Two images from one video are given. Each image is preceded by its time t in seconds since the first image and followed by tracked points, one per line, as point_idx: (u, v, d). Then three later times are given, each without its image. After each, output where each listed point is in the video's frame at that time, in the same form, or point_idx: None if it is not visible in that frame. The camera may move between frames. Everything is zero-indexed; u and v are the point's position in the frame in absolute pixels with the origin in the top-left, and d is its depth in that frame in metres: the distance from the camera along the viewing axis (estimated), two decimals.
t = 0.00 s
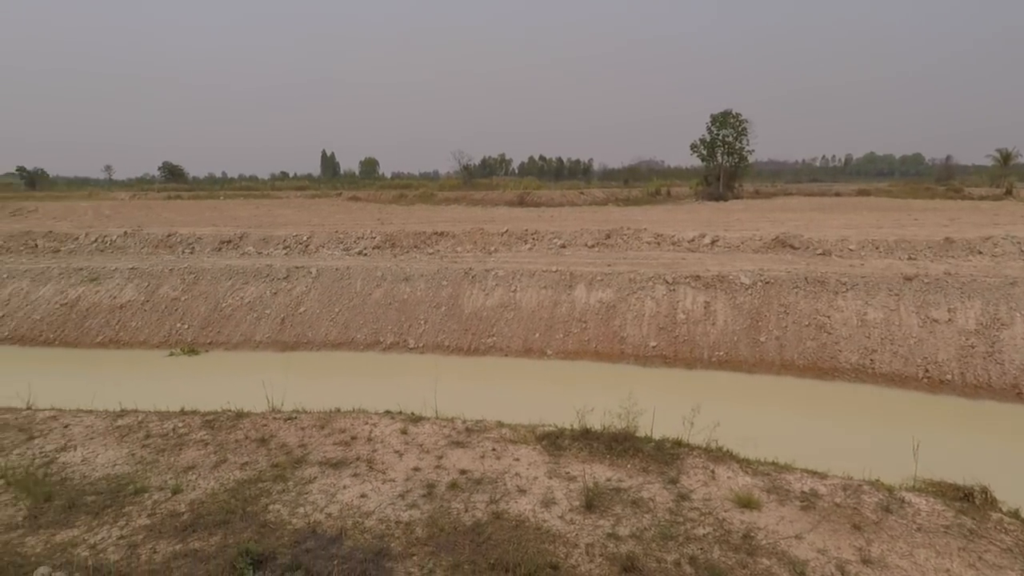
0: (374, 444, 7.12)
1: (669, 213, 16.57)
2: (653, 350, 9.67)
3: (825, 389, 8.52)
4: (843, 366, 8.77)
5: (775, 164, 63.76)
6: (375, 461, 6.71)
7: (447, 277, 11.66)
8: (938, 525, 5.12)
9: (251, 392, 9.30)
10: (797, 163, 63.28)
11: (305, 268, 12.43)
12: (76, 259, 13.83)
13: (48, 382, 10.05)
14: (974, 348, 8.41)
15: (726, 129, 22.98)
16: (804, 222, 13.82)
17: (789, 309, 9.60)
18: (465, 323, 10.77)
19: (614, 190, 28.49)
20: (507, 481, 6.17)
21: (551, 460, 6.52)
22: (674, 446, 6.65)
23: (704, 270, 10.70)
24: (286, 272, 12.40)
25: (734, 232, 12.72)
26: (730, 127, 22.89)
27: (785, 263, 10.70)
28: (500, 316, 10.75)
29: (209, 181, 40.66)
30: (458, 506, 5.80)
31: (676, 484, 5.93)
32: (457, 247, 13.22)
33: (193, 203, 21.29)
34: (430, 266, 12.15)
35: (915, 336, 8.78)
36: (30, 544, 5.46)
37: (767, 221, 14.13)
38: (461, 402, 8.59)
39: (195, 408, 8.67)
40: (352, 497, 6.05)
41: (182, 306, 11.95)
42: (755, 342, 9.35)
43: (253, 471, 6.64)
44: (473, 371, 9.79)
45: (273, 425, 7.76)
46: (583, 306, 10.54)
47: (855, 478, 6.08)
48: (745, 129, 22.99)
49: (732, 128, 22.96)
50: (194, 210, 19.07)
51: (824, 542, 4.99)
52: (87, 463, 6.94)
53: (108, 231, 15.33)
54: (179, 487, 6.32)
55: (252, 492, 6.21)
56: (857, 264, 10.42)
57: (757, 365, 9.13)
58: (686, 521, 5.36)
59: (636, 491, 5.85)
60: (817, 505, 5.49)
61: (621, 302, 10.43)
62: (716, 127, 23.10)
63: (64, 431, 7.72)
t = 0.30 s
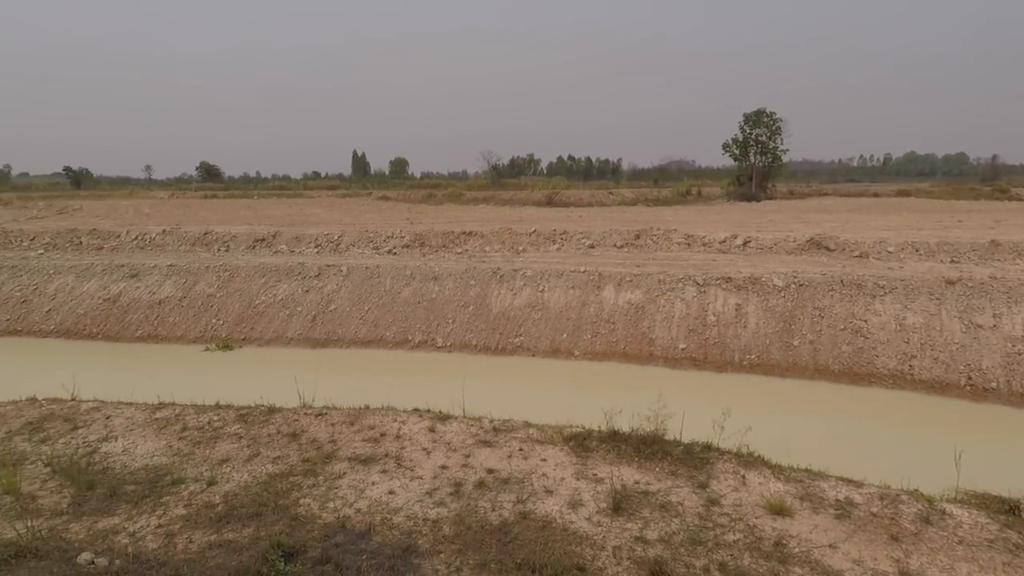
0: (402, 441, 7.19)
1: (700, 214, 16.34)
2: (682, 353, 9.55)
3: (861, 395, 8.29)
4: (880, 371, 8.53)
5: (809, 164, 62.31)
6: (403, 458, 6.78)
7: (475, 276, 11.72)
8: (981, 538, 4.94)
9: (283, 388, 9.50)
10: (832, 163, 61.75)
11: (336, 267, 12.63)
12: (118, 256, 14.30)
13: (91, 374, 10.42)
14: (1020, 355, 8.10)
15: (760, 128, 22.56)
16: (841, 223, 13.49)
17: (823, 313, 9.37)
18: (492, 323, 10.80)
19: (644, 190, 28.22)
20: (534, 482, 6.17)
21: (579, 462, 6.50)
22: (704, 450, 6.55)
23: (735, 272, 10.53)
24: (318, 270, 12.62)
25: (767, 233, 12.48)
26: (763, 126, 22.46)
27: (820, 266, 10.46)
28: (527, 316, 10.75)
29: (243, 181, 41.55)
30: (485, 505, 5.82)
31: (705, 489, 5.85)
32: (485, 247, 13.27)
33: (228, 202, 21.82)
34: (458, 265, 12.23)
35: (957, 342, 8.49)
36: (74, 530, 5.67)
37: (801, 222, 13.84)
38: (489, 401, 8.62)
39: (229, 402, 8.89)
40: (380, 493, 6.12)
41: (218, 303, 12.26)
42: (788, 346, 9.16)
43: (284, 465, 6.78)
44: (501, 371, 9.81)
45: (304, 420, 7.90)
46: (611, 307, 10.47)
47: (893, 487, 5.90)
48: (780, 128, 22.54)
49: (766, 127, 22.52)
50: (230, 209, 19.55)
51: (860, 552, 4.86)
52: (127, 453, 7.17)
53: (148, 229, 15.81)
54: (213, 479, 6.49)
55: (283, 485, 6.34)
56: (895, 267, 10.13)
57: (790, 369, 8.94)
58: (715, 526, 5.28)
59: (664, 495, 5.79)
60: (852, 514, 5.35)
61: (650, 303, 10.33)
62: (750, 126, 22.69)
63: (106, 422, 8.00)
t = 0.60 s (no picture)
0: (430, 439, 7.25)
1: (731, 214, 16.08)
2: (712, 355, 9.42)
3: (898, 402, 8.06)
4: (919, 378, 8.28)
5: (845, 164, 60.83)
6: (430, 457, 6.84)
7: (503, 276, 11.74)
8: None
9: (313, 384, 9.66)
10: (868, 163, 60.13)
11: (365, 266, 12.79)
12: (156, 253, 14.74)
13: (130, 367, 10.76)
14: None
15: (793, 127, 22.08)
16: (878, 225, 13.13)
17: (859, 317, 9.14)
18: (519, 323, 10.81)
19: (673, 189, 27.89)
20: (561, 483, 6.15)
21: (606, 464, 6.46)
22: (734, 455, 6.45)
23: (767, 274, 10.34)
24: (348, 268, 12.80)
25: (800, 235, 12.22)
26: (797, 125, 21.98)
27: (856, 268, 10.20)
28: (554, 316, 10.73)
29: (276, 181, 42.35)
30: (511, 505, 5.83)
31: (735, 494, 5.76)
32: (512, 247, 13.28)
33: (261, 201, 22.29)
34: (486, 265, 12.27)
35: (1001, 349, 8.20)
36: (114, 519, 5.87)
37: (836, 223, 13.51)
38: (516, 401, 8.64)
39: (261, 397, 9.08)
40: (408, 491, 6.18)
41: (251, 300, 12.54)
42: (822, 350, 8.95)
43: (314, 460, 6.90)
44: (528, 372, 9.80)
45: (334, 417, 8.03)
46: (639, 308, 10.38)
47: (932, 498, 5.73)
48: (814, 127, 22.02)
49: (800, 126, 22.04)
50: (262, 208, 19.97)
51: (896, 564, 4.73)
52: (164, 445, 7.39)
53: (184, 228, 16.24)
54: (246, 473, 6.64)
55: (313, 480, 6.45)
56: (936, 270, 9.82)
57: (823, 374, 8.74)
58: (745, 533, 5.19)
59: (693, 500, 5.71)
60: (889, 524, 5.20)
61: (679, 305, 10.20)
62: (783, 125, 22.22)
63: (144, 414, 8.25)
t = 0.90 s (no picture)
0: (457, 438, 7.30)
1: (763, 215, 15.79)
2: (742, 358, 9.26)
3: (937, 410, 7.82)
4: (959, 385, 8.01)
5: (881, 163, 59.20)
6: (457, 455, 6.88)
7: (530, 276, 11.74)
8: None
9: (342, 381, 9.80)
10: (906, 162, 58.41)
11: (393, 265, 12.92)
12: (192, 251, 15.13)
13: (167, 362, 11.08)
14: None
15: (828, 125, 21.56)
16: (918, 226, 12.74)
17: (896, 321, 8.89)
18: (546, 323, 10.80)
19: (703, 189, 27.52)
20: (587, 484, 6.13)
21: (633, 466, 6.41)
22: (765, 461, 6.34)
23: (800, 276, 10.12)
24: (376, 267, 12.96)
25: (835, 236, 11.94)
26: (832, 123, 21.46)
27: (894, 271, 9.93)
28: (581, 316, 10.69)
29: (306, 180, 43.11)
30: (537, 506, 5.83)
31: (766, 500, 5.65)
32: (540, 247, 13.27)
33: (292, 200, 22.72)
34: (513, 265, 12.28)
35: None
36: (151, 508, 6.05)
37: (873, 224, 13.16)
38: (542, 401, 8.63)
39: (291, 393, 9.25)
40: (434, 488, 6.23)
41: (282, 297, 12.78)
42: (857, 355, 8.73)
43: (343, 456, 7.00)
44: (555, 372, 9.78)
45: (362, 413, 8.13)
46: (667, 309, 10.27)
47: (973, 510, 5.54)
48: (850, 126, 21.47)
49: (835, 125, 21.51)
50: (294, 207, 20.34)
51: None
52: (199, 439, 7.58)
53: (219, 226, 16.64)
54: (277, 467, 6.78)
55: (342, 476, 6.55)
56: (978, 274, 9.49)
57: (858, 379, 8.52)
58: (776, 540, 5.09)
59: (722, 505, 5.63)
60: (928, 536, 5.05)
61: (709, 306, 10.06)
62: (817, 123, 21.71)
63: (180, 408, 8.48)
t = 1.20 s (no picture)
0: (483, 437, 7.32)
1: (795, 216, 15.48)
2: (773, 363, 9.09)
3: (978, 420, 7.57)
4: (1003, 394, 7.73)
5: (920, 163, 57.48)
6: (483, 454, 6.90)
7: (557, 276, 11.72)
8: None
9: (370, 379, 9.92)
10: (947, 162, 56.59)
11: (421, 264, 13.03)
12: (226, 248, 15.51)
13: (201, 356, 11.37)
14: None
15: (865, 125, 20.97)
16: (960, 229, 12.33)
17: (935, 327, 8.63)
18: (573, 324, 10.76)
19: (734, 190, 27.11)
20: (614, 487, 6.09)
21: (661, 470, 6.35)
22: (797, 468, 6.21)
23: (835, 279, 9.89)
24: (404, 266, 13.09)
25: (872, 238, 11.63)
26: (869, 123, 20.85)
27: (934, 275, 9.63)
28: (609, 317, 10.62)
29: (336, 179, 43.82)
30: (564, 507, 5.81)
31: (798, 508, 5.54)
32: (567, 247, 13.23)
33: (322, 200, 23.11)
34: (540, 265, 12.27)
35: None
36: (187, 499, 6.22)
37: (912, 227, 12.78)
38: (569, 402, 8.60)
39: (321, 389, 9.41)
40: (461, 487, 6.27)
41: (312, 295, 13.00)
42: (894, 361, 8.49)
43: (371, 453, 7.09)
44: (581, 373, 9.74)
45: (390, 411, 8.22)
46: (696, 311, 10.14)
47: (1017, 524, 5.35)
48: (888, 125, 20.85)
49: (872, 124, 20.90)
50: (324, 206, 20.69)
51: None
52: (232, 432, 7.77)
53: (252, 224, 17.02)
54: (307, 462, 6.90)
55: (370, 472, 6.63)
56: None
57: (894, 386, 8.29)
58: (809, 549, 4.99)
59: (752, 511, 5.53)
60: (970, 550, 4.88)
61: (739, 309, 9.90)
62: (854, 123, 21.12)
63: (214, 401, 8.70)
